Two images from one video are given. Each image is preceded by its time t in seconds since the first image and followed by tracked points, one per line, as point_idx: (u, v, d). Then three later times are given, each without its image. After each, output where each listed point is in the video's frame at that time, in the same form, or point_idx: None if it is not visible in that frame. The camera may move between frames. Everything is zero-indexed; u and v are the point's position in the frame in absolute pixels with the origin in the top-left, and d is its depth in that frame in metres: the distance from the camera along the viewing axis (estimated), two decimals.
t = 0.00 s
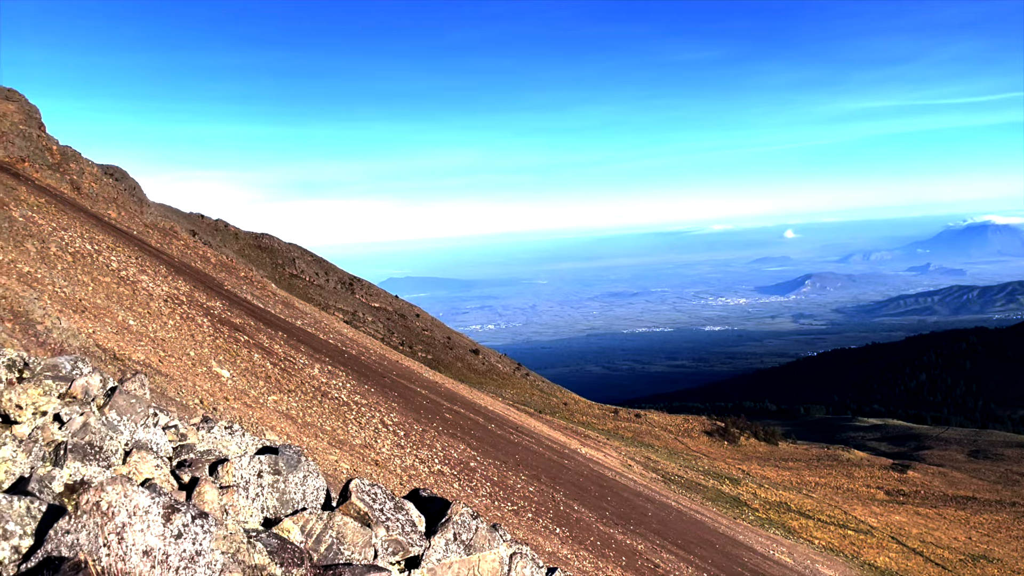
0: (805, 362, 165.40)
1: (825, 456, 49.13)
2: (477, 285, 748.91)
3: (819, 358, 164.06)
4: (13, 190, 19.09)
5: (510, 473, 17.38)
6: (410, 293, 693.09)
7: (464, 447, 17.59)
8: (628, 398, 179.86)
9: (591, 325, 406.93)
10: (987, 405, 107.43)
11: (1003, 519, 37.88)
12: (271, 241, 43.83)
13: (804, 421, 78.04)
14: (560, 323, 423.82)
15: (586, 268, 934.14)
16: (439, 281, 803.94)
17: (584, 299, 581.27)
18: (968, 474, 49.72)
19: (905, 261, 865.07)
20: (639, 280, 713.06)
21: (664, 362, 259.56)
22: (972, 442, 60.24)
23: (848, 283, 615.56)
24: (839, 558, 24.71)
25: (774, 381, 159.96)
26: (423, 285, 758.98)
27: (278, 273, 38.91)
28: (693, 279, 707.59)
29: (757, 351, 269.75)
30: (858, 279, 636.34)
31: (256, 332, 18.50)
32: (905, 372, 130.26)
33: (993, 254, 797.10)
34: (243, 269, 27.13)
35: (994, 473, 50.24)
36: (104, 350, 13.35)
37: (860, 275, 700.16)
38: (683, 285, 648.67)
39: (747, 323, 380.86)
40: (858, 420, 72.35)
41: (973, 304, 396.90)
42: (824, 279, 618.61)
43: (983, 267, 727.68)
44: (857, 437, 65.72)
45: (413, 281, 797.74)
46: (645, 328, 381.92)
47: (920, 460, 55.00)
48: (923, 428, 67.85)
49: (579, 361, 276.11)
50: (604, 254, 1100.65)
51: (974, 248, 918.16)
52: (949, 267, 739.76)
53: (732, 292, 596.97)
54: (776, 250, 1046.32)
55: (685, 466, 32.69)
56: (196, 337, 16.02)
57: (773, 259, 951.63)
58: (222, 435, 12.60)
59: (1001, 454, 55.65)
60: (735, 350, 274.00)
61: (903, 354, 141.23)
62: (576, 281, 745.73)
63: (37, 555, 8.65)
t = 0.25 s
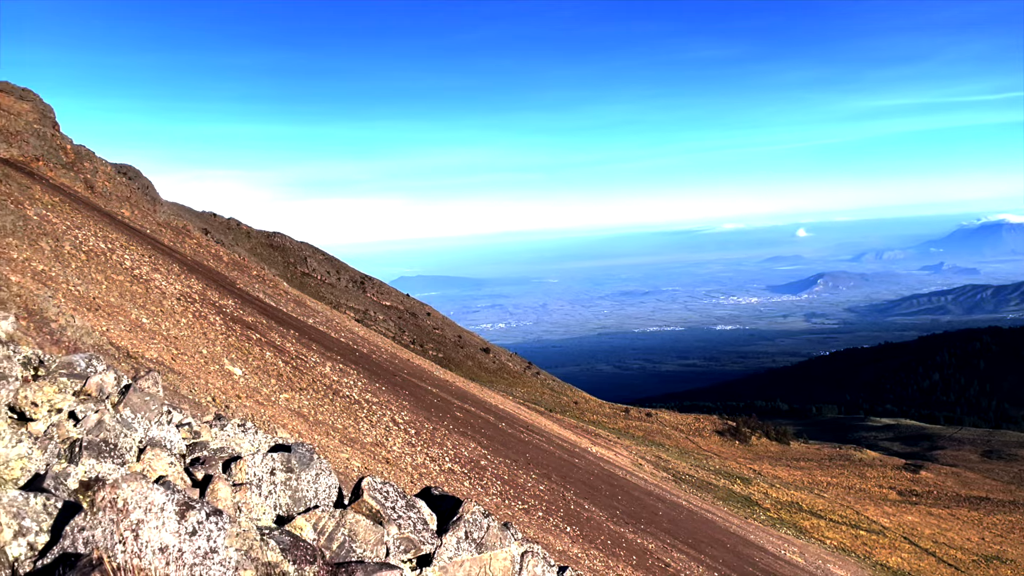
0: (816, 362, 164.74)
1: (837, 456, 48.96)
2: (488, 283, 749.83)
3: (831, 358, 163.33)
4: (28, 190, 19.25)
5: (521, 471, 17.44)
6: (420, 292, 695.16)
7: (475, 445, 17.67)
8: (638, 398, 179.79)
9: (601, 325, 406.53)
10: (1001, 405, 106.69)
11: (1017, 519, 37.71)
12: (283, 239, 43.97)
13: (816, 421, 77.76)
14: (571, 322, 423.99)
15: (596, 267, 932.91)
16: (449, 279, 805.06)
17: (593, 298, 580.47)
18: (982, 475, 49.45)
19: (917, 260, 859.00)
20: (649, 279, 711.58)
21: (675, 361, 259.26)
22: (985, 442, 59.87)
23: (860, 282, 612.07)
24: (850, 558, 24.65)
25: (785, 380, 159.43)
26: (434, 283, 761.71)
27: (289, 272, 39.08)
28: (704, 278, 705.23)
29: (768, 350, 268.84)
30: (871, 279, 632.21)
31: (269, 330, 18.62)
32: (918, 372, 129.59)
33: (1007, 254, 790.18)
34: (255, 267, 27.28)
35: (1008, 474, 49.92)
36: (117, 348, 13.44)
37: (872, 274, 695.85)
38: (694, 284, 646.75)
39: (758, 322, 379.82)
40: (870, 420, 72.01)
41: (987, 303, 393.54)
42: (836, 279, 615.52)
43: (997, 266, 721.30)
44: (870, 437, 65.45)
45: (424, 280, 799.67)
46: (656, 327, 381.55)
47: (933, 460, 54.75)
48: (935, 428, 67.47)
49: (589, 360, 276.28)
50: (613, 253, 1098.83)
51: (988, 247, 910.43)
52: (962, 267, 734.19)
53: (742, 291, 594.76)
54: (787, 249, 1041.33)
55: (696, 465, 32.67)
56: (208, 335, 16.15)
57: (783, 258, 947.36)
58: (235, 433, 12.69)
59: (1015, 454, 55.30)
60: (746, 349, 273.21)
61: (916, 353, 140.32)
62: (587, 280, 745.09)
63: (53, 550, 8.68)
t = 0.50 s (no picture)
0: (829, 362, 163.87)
1: (851, 456, 48.71)
2: (499, 283, 750.41)
3: (843, 358, 162.44)
4: (44, 190, 19.45)
5: (532, 470, 17.45)
6: (431, 291, 697.19)
7: (486, 444, 17.71)
8: (649, 397, 179.58)
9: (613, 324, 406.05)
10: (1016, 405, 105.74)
11: None
12: (295, 238, 44.16)
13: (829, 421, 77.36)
14: (582, 321, 423.69)
15: (606, 266, 931.36)
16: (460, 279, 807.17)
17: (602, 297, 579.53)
18: (998, 476, 49.05)
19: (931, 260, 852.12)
20: (661, 279, 709.44)
21: (687, 360, 258.72)
22: (1001, 442, 59.36)
23: (874, 282, 607.89)
24: (863, 559, 24.53)
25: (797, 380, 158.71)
26: (444, 283, 763.58)
27: (302, 271, 39.28)
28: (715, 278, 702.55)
29: (780, 350, 267.62)
30: (885, 279, 627.57)
31: (281, 329, 18.71)
32: (932, 372, 128.68)
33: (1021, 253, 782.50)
34: (268, 267, 27.40)
35: None
36: (131, 347, 13.53)
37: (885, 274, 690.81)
38: (706, 283, 644.38)
39: (770, 322, 378.08)
40: (884, 421, 71.52)
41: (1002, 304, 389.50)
42: (849, 279, 611.49)
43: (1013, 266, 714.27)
44: (883, 437, 65.05)
45: (435, 279, 802.05)
46: (667, 326, 380.65)
47: (948, 461, 54.35)
48: (950, 428, 66.91)
49: (600, 359, 276.42)
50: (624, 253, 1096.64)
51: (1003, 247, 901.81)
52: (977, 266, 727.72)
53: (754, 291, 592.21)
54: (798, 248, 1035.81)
55: (708, 465, 32.57)
56: (221, 334, 16.25)
57: (795, 257, 942.48)
58: (248, 431, 12.76)
59: None
60: (759, 349, 272.10)
61: (930, 354, 139.20)
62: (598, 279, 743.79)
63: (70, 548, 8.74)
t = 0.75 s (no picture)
0: (840, 363, 163.21)
1: (862, 458, 48.51)
2: (508, 283, 750.69)
3: (854, 359, 161.75)
4: (56, 190, 19.60)
5: (541, 471, 17.48)
6: (440, 291, 698.43)
7: (496, 444, 17.75)
8: (659, 398, 179.35)
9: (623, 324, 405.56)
10: None
11: None
12: (305, 239, 44.29)
13: (841, 422, 77.03)
14: (591, 322, 423.31)
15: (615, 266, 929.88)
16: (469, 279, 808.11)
17: (609, 297, 579.08)
18: (1012, 477, 48.76)
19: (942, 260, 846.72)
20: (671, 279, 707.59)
21: (697, 361, 258.30)
22: (1013, 443, 58.96)
23: (885, 282, 604.45)
24: (874, 560, 24.44)
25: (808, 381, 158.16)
26: (453, 283, 764.94)
27: (312, 271, 39.44)
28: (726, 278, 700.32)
29: (790, 350, 266.69)
30: (896, 279, 624.04)
31: (291, 329, 18.79)
32: (944, 373, 127.92)
33: None
34: (279, 267, 27.51)
35: None
36: (143, 347, 13.61)
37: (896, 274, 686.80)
38: (716, 283, 642.36)
39: (780, 323, 376.89)
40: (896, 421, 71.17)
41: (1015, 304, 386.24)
42: (861, 279, 608.17)
43: None
44: (895, 438, 64.78)
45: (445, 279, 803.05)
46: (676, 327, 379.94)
47: (960, 462, 54.08)
48: (962, 429, 66.47)
49: (609, 359, 276.50)
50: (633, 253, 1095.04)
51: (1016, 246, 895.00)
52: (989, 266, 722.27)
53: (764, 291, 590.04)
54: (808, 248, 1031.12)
55: (718, 466, 32.53)
56: (232, 334, 16.35)
57: (805, 257, 938.45)
58: (259, 432, 12.83)
59: None
60: (770, 350, 271.18)
61: (942, 354, 138.32)
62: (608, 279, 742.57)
63: (83, 548, 8.81)
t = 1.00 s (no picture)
0: (851, 364, 162.49)
1: (875, 460, 48.31)
2: (518, 284, 751.24)
3: (866, 360, 160.96)
4: (70, 192, 19.79)
5: (551, 472, 17.51)
6: (450, 292, 699.94)
7: (506, 445, 17.79)
8: (669, 399, 179.17)
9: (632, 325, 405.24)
10: None
11: None
12: (315, 240, 44.49)
13: (852, 424, 76.65)
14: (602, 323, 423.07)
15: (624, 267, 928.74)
16: (480, 280, 809.25)
17: (618, 298, 579.28)
18: None
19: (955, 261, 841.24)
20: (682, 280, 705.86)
21: (707, 362, 257.98)
22: None
23: (897, 283, 600.75)
24: (886, 562, 24.35)
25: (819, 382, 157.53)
26: (463, 284, 766.56)
27: (322, 273, 39.62)
28: (737, 279, 698.26)
29: (801, 351, 265.79)
30: (909, 279, 620.26)
31: (302, 330, 18.88)
32: (958, 374, 127.19)
33: None
34: (289, 268, 27.64)
35: None
36: (154, 347, 13.68)
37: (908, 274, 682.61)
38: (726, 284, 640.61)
39: (791, 323, 375.65)
40: (908, 423, 70.77)
41: None
42: (873, 280, 604.96)
43: None
44: (908, 440, 64.48)
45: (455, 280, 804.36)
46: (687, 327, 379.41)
47: (973, 465, 53.76)
48: (976, 431, 66.05)
49: (620, 360, 276.67)
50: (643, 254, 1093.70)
51: None
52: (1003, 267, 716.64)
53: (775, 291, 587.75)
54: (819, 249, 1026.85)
55: (728, 467, 32.44)
56: (243, 335, 16.46)
57: (815, 258, 934.46)
58: (270, 432, 12.89)
59: None
60: (781, 351, 270.30)
61: (955, 356, 137.42)
62: (618, 280, 741.78)
63: (97, 548, 8.87)
